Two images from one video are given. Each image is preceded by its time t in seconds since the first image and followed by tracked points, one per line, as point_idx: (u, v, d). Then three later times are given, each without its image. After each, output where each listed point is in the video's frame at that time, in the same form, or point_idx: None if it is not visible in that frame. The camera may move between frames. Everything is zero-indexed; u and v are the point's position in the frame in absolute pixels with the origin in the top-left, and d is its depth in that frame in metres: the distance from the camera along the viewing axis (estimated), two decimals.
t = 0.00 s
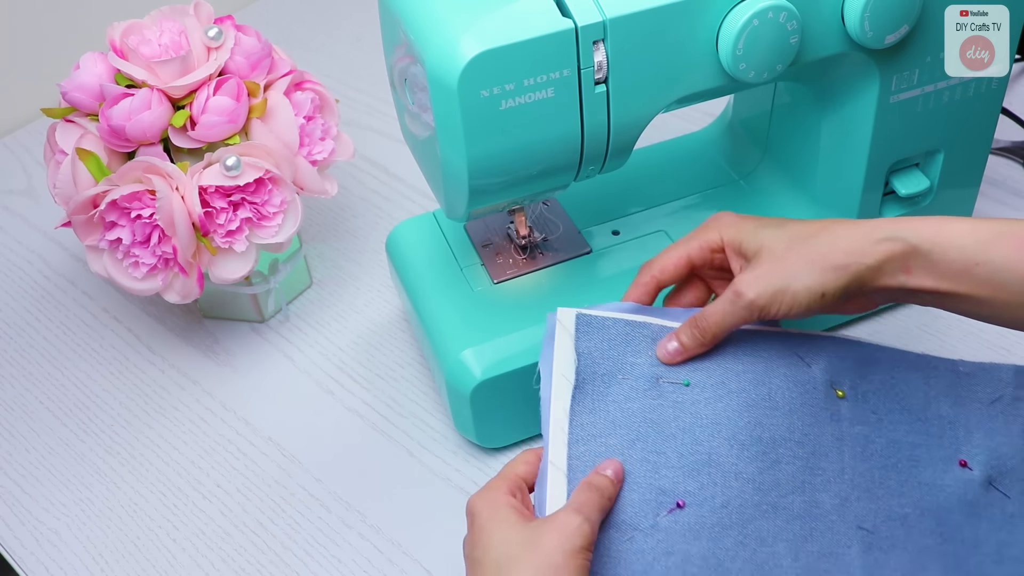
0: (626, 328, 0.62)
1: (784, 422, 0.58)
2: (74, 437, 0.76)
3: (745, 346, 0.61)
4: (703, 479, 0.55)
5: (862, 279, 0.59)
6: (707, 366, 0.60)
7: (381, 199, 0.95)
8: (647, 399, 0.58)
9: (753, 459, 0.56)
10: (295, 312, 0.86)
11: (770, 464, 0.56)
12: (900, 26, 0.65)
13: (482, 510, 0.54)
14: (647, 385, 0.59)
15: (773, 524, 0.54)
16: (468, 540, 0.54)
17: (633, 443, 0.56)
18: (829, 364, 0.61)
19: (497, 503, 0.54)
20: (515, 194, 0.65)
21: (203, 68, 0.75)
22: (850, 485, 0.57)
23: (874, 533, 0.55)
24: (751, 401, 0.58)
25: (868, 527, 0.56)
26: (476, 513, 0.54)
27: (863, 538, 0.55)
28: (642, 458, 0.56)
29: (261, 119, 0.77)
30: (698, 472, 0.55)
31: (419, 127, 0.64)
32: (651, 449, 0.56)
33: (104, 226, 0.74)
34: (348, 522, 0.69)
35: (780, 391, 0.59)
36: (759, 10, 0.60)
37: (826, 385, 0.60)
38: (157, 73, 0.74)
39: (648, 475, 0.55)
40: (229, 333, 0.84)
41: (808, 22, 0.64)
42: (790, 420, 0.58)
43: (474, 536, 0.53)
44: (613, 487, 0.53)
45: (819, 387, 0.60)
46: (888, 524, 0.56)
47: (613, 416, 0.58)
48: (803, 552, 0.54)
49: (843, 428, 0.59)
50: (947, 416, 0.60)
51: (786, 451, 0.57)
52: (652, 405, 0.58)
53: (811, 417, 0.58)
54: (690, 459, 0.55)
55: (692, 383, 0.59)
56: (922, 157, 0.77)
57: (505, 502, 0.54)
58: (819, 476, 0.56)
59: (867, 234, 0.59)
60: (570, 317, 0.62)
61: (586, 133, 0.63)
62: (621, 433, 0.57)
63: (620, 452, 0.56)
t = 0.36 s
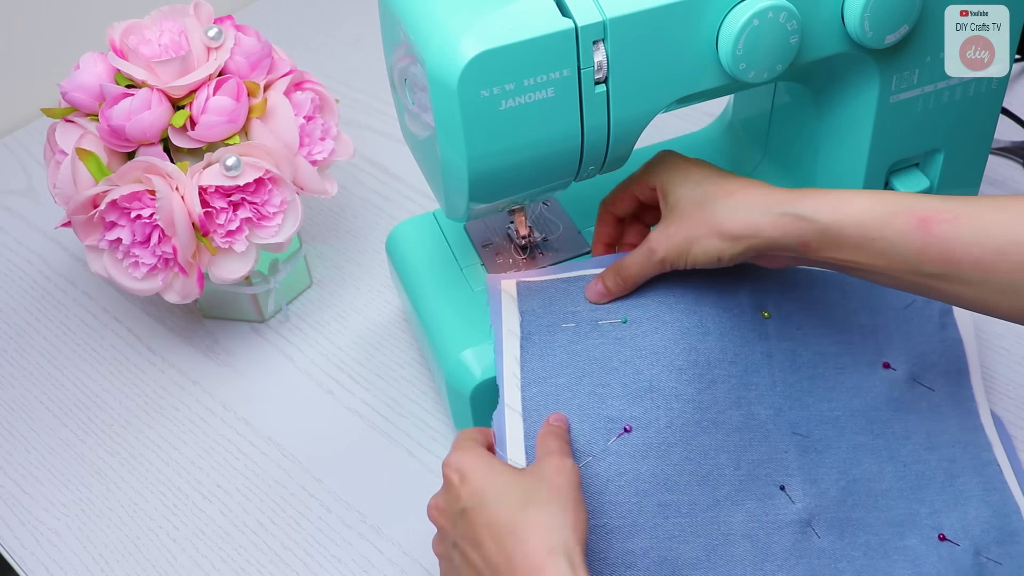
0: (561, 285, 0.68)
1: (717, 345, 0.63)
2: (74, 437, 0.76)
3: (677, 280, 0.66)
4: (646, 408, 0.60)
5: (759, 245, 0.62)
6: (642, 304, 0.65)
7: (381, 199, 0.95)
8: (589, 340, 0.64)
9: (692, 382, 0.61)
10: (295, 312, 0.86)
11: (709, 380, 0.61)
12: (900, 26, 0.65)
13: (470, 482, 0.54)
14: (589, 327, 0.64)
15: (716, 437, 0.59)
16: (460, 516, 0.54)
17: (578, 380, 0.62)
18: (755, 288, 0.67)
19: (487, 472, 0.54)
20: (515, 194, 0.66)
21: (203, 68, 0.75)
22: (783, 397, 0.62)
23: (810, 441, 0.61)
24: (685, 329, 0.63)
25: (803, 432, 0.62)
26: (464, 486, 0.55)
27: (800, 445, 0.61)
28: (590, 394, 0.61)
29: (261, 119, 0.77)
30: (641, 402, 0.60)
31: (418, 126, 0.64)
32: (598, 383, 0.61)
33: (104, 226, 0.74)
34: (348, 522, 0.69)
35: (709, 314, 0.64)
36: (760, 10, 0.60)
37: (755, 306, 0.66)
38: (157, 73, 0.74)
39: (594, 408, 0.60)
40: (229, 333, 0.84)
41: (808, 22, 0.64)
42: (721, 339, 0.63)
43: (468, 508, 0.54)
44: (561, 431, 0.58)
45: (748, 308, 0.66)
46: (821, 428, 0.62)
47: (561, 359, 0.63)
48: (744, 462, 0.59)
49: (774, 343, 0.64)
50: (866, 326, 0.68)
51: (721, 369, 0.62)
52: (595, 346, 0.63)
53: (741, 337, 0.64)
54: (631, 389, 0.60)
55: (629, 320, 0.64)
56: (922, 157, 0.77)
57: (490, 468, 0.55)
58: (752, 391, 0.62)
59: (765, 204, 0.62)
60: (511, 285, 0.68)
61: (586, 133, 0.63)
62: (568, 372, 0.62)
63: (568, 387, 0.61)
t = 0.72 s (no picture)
0: (546, 268, 0.70)
1: (697, 335, 0.68)
2: (74, 437, 0.76)
3: (661, 269, 0.70)
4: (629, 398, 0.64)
5: (735, 229, 0.66)
6: (626, 289, 0.69)
7: (381, 199, 0.95)
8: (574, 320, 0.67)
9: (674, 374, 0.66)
10: (294, 312, 0.86)
11: (688, 370, 0.66)
12: (900, 26, 0.65)
13: (595, 414, 0.60)
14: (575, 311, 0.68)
15: (693, 424, 0.65)
16: (572, 440, 0.60)
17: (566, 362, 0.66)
18: (738, 280, 0.71)
19: (655, 432, 0.59)
20: (515, 194, 0.66)
21: (204, 68, 0.75)
22: (763, 384, 0.67)
23: (788, 426, 0.66)
24: (666, 319, 0.68)
25: (783, 420, 0.66)
26: (590, 413, 0.60)
27: (778, 430, 0.66)
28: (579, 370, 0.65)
29: (261, 119, 0.77)
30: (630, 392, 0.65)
31: (418, 126, 0.64)
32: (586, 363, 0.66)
33: (104, 226, 0.74)
34: (348, 522, 0.69)
35: (692, 304, 0.69)
36: (759, 10, 0.60)
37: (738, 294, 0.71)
38: (157, 73, 0.74)
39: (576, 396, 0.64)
40: (230, 333, 0.84)
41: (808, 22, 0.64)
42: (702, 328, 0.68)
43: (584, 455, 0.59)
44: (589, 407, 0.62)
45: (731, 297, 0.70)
46: (802, 417, 0.67)
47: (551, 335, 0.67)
48: (722, 448, 0.64)
49: (755, 331, 0.69)
50: (859, 313, 0.73)
51: (702, 359, 0.67)
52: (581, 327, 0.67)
53: (723, 327, 0.68)
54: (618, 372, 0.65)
55: (615, 305, 0.68)
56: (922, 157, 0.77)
57: (677, 432, 0.59)
58: (731, 380, 0.67)
59: (745, 192, 0.65)
60: (499, 270, 0.71)
61: (587, 133, 0.63)
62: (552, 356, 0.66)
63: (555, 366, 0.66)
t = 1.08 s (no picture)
0: (546, 267, 0.70)
1: (696, 335, 0.68)
2: (74, 437, 0.76)
3: (660, 270, 0.71)
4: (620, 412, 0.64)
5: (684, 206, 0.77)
6: (626, 289, 0.69)
7: (381, 199, 0.95)
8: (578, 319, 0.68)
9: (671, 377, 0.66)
10: (294, 312, 0.86)
11: (684, 371, 0.66)
12: (900, 26, 0.65)
13: (591, 415, 0.60)
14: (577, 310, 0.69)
15: (691, 425, 0.65)
16: (568, 441, 0.60)
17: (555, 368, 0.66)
18: (737, 282, 0.71)
19: (651, 433, 0.59)
20: (515, 195, 0.66)
21: (204, 68, 0.75)
22: (763, 387, 0.67)
23: (785, 429, 0.66)
24: (665, 319, 0.68)
25: (780, 422, 0.66)
26: (586, 414, 0.61)
27: (776, 433, 0.66)
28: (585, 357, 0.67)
29: (261, 119, 0.77)
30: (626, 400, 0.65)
31: (418, 126, 0.64)
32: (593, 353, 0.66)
33: (104, 226, 0.74)
34: (348, 522, 0.69)
35: (691, 306, 0.69)
36: (759, 10, 0.60)
37: (736, 297, 0.71)
38: (158, 74, 0.74)
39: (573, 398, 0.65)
40: (230, 333, 0.84)
41: (808, 23, 0.64)
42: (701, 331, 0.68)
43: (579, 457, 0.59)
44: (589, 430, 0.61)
45: (729, 299, 0.70)
46: (800, 420, 0.67)
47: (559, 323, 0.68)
48: (719, 450, 0.64)
49: (754, 333, 0.69)
50: (856, 318, 0.73)
51: (699, 360, 0.67)
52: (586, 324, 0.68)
53: (721, 329, 0.69)
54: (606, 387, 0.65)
55: (613, 304, 0.69)
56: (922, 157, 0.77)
57: (673, 435, 0.60)
58: (729, 383, 0.67)
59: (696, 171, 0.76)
60: (499, 269, 0.71)
61: (587, 134, 0.63)
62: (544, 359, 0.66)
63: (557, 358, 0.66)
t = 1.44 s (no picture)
0: (546, 267, 0.70)
1: (695, 335, 0.68)
2: (74, 437, 0.76)
3: (660, 269, 0.71)
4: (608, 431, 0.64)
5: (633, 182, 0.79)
6: (626, 288, 0.70)
7: (382, 199, 0.95)
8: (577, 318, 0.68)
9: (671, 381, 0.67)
10: (294, 312, 0.86)
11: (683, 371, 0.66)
12: (899, 26, 0.65)
13: (588, 412, 0.60)
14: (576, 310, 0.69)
15: (689, 424, 0.65)
16: (565, 438, 0.60)
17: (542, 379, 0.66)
18: (737, 282, 0.71)
19: (649, 429, 0.59)
20: (515, 194, 0.66)
21: (204, 68, 0.75)
22: (762, 387, 0.67)
23: (784, 429, 0.66)
24: (664, 318, 0.68)
25: (778, 422, 0.66)
26: (583, 410, 0.61)
27: (775, 433, 0.66)
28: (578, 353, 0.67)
29: (261, 119, 0.77)
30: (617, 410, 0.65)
31: (418, 127, 0.64)
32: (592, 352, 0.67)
33: (104, 226, 0.74)
34: (348, 522, 0.69)
35: (690, 306, 0.69)
36: (759, 11, 0.60)
37: (736, 297, 0.71)
38: (158, 74, 0.74)
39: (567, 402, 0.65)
40: (230, 333, 0.84)
41: (808, 23, 0.64)
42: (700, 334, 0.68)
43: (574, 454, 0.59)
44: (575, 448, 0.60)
45: (729, 299, 0.70)
46: (798, 420, 0.67)
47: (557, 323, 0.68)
48: (716, 449, 0.64)
49: (753, 333, 0.69)
50: (856, 318, 0.73)
51: (698, 359, 0.67)
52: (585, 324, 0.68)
53: (721, 328, 0.69)
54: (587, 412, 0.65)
55: (611, 303, 0.69)
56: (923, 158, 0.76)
57: (670, 431, 0.60)
58: (729, 385, 0.66)
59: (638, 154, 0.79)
60: (500, 268, 0.71)
61: (587, 134, 0.63)
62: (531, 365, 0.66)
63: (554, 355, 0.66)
